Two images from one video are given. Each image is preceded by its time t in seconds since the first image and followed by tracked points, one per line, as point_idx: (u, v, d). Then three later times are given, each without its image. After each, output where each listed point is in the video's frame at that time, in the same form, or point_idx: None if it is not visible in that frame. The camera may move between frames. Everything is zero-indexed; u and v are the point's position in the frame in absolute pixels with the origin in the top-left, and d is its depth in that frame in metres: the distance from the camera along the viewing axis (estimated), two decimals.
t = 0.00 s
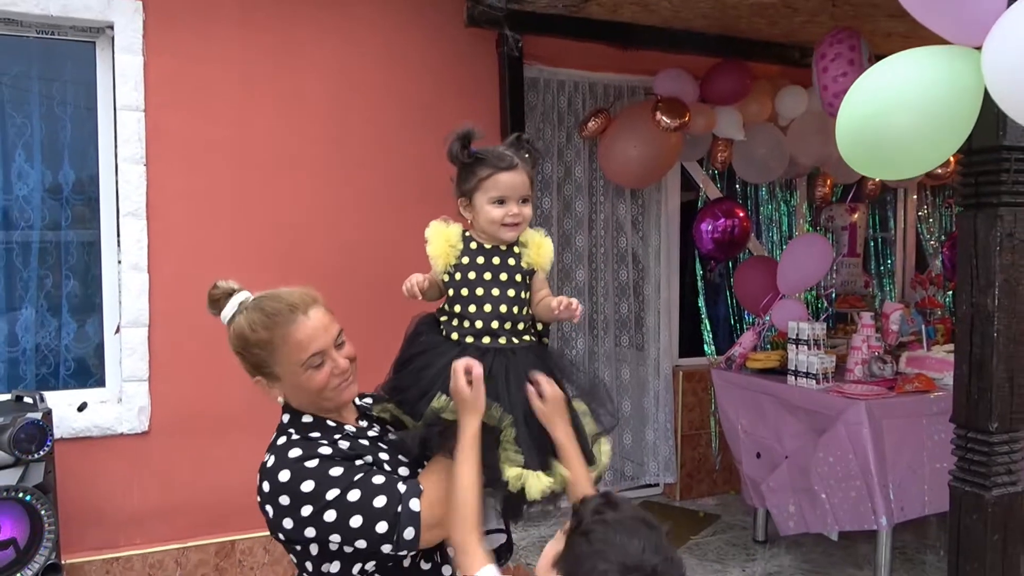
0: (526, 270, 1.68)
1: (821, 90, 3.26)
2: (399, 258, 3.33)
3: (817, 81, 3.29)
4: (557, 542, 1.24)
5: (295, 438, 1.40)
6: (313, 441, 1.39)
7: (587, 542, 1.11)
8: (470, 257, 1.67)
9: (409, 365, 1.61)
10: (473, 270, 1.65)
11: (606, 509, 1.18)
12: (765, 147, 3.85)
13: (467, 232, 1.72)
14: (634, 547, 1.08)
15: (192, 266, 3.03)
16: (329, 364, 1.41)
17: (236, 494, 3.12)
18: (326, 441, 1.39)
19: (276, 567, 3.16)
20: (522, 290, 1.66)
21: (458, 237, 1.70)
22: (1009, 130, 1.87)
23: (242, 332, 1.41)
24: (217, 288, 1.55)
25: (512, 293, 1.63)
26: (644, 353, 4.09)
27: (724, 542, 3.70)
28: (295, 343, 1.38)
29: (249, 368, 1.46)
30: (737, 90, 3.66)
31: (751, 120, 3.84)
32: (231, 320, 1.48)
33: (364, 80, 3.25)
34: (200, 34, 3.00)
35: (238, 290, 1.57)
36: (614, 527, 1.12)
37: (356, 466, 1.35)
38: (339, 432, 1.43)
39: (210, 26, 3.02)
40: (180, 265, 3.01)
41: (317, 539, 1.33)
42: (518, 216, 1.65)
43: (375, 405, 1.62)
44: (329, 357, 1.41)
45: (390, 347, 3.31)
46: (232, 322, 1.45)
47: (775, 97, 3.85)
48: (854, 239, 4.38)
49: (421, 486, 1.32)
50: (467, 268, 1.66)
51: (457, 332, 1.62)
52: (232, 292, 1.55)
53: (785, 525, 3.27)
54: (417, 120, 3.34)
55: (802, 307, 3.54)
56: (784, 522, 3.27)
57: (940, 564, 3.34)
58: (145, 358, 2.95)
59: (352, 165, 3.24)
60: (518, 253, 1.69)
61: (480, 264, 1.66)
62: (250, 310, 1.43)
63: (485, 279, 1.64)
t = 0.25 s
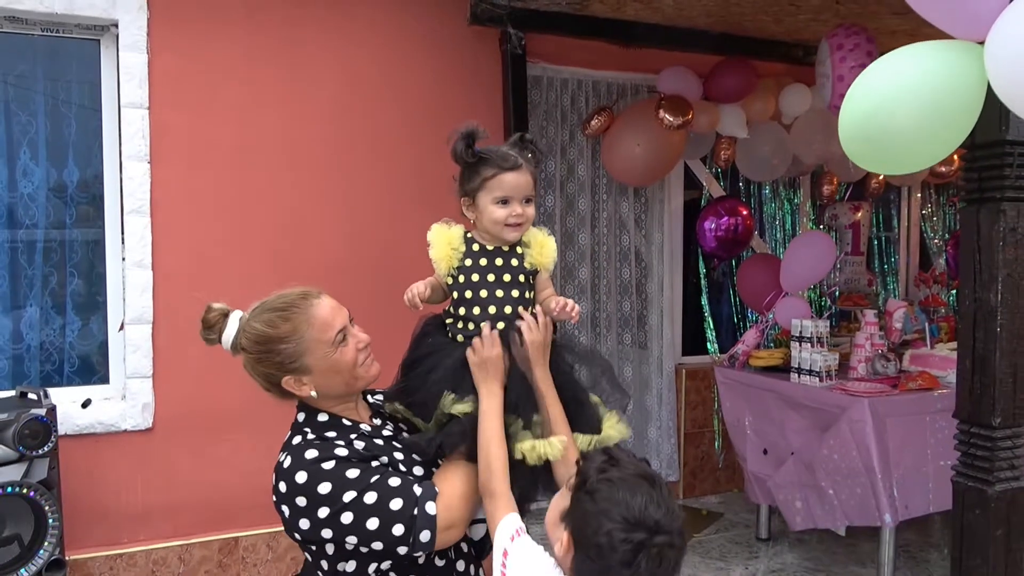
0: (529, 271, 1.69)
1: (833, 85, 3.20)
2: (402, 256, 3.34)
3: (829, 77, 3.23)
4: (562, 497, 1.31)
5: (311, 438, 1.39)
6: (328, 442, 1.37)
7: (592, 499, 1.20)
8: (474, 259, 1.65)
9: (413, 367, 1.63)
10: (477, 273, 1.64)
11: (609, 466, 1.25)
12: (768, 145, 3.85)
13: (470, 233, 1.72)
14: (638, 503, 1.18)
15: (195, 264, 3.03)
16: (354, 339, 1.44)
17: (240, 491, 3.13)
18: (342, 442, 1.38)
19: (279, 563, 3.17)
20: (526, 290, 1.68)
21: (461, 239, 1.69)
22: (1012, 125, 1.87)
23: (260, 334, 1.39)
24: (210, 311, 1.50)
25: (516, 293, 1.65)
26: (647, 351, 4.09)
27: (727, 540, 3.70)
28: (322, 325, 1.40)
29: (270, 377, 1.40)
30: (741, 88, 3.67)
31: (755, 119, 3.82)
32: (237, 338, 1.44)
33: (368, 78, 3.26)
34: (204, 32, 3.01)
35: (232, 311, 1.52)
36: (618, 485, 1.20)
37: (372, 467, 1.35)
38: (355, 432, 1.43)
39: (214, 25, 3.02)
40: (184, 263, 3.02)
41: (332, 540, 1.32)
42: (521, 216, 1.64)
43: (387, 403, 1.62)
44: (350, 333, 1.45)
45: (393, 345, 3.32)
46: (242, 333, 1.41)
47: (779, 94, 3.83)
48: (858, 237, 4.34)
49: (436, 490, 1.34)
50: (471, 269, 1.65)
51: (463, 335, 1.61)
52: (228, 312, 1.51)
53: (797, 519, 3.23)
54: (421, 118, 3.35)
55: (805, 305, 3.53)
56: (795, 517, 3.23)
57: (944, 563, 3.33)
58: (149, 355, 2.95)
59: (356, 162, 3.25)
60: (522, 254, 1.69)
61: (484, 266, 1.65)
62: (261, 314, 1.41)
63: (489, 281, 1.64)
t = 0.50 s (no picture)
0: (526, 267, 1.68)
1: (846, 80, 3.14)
2: (403, 255, 3.32)
3: (841, 73, 3.16)
4: (557, 479, 1.29)
5: (313, 440, 1.37)
6: (331, 443, 1.35)
7: (585, 487, 1.18)
8: (470, 255, 1.63)
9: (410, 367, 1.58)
10: (474, 269, 1.62)
11: (605, 454, 1.23)
12: (772, 143, 3.82)
13: (465, 228, 1.69)
14: (630, 493, 1.16)
15: (195, 262, 3.02)
16: (353, 336, 1.42)
17: (240, 490, 3.12)
18: (345, 442, 1.36)
19: (279, 563, 3.16)
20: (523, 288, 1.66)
21: (457, 234, 1.66)
22: (1019, 121, 1.84)
23: (257, 334, 1.37)
24: (206, 313, 1.48)
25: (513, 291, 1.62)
26: (649, 351, 4.06)
27: (730, 540, 3.68)
28: (319, 323, 1.38)
29: (269, 378, 1.38)
30: (743, 85, 3.66)
31: (758, 117, 3.79)
32: (234, 340, 1.42)
33: (369, 75, 3.24)
34: (204, 29, 2.99)
35: (229, 313, 1.50)
36: (613, 474, 1.18)
37: (375, 469, 1.33)
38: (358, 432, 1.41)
39: (215, 22, 3.01)
40: (185, 261, 3.01)
41: (336, 543, 1.30)
42: (516, 211, 1.63)
43: (388, 400, 1.58)
44: (349, 331, 1.43)
45: (394, 344, 3.31)
46: (238, 335, 1.40)
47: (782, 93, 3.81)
48: (862, 235, 4.38)
49: (440, 492, 1.32)
50: (467, 266, 1.63)
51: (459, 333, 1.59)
52: (225, 314, 1.48)
53: (803, 517, 3.26)
54: (422, 116, 3.33)
55: (808, 304, 3.50)
56: (802, 515, 3.25)
57: (948, 563, 3.31)
58: (149, 354, 2.94)
59: (357, 160, 3.23)
60: (518, 250, 1.67)
61: (480, 262, 1.63)
62: (256, 314, 1.40)
63: (485, 277, 1.62)
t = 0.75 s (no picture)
0: (512, 271, 1.67)
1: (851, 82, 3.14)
2: (404, 254, 3.32)
3: (846, 74, 3.15)
4: (557, 480, 1.28)
5: (302, 440, 1.35)
6: (321, 444, 1.34)
7: (583, 488, 1.17)
8: (455, 254, 1.65)
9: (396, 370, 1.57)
10: (458, 269, 1.63)
11: (605, 453, 1.21)
12: (774, 142, 3.81)
13: (452, 227, 1.70)
14: (630, 493, 1.15)
15: (196, 261, 3.02)
16: (342, 335, 1.42)
17: (241, 490, 3.11)
18: (336, 443, 1.34)
19: (280, 563, 3.16)
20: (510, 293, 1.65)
21: (443, 232, 1.68)
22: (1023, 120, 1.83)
23: (244, 331, 1.36)
24: (190, 311, 1.46)
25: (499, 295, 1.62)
26: (650, 351, 4.05)
27: (732, 540, 3.67)
28: (308, 321, 1.38)
29: (256, 377, 1.38)
30: (745, 84, 3.64)
31: (760, 116, 3.79)
32: (219, 336, 1.41)
33: (370, 74, 3.24)
34: (205, 28, 2.99)
35: (214, 309, 1.48)
36: (613, 474, 1.17)
37: (367, 470, 1.31)
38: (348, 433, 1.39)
39: (216, 21, 3.00)
40: (185, 260, 3.00)
41: (326, 546, 1.29)
42: (503, 212, 1.64)
43: (376, 405, 1.57)
44: (338, 329, 1.42)
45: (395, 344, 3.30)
46: (225, 332, 1.39)
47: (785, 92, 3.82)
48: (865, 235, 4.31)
49: (433, 494, 1.32)
50: (453, 266, 1.63)
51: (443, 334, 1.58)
52: (209, 311, 1.46)
53: (818, 513, 3.22)
54: (423, 115, 3.32)
55: (811, 303, 3.50)
56: (813, 512, 3.21)
57: (951, 564, 3.30)
58: (150, 353, 2.94)
59: (358, 160, 3.23)
60: (504, 252, 1.68)
61: (465, 262, 1.64)
62: (244, 311, 1.39)
63: (470, 278, 1.62)
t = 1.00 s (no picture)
0: (511, 269, 1.74)
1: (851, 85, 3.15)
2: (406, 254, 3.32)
3: (846, 77, 3.17)
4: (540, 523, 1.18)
5: (291, 441, 1.35)
6: (311, 446, 1.34)
7: (564, 519, 1.09)
8: (453, 255, 1.70)
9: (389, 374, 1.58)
10: (457, 269, 1.69)
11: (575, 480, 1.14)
12: (776, 142, 3.83)
13: (448, 229, 1.75)
14: (609, 512, 1.07)
15: (197, 261, 3.02)
16: (330, 344, 1.41)
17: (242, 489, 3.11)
18: (326, 445, 1.34)
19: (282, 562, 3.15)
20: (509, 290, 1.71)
21: (440, 235, 1.72)
22: None
23: (231, 321, 1.38)
24: (192, 285, 1.50)
25: (498, 292, 1.68)
26: (652, 350, 4.06)
27: (734, 540, 3.66)
28: (296, 324, 1.37)
29: (238, 365, 1.41)
30: (746, 84, 3.64)
31: (763, 115, 3.81)
32: (212, 315, 1.44)
33: (371, 74, 3.24)
34: (207, 28, 2.99)
35: (215, 288, 1.53)
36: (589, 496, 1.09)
37: (358, 473, 1.31)
38: (337, 434, 1.40)
39: (217, 21, 3.00)
40: (187, 259, 3.00)
41: (313, 551, 1.27)
42: (498, 208, 1.68)
43: (365, 407, 1.56)
44: (327, 336, 1.41)
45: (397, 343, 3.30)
46: (216, 315, 1.41)
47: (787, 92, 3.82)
48: (867, 235, 4.29)
49: (426, 500, 1.29)
50: (451, 267, 1.69)
51: (442, 335, 1.63)
52: (210, 289, 1.51)
53: (825, 511, 3.20)
54: (425, 115, 3.32)
55: (814, 303, 3.50)
56: (820, 510, 3.20)
57: (954, 565, 3.29)
58: (152, 352, 2.94)
59: (359, 159, 3.23)
60: (503, 251, 1.74)
61: (463, 262, 1.70)
62: (237, 298, 1.40)
63: (469, 278, 1.68)
